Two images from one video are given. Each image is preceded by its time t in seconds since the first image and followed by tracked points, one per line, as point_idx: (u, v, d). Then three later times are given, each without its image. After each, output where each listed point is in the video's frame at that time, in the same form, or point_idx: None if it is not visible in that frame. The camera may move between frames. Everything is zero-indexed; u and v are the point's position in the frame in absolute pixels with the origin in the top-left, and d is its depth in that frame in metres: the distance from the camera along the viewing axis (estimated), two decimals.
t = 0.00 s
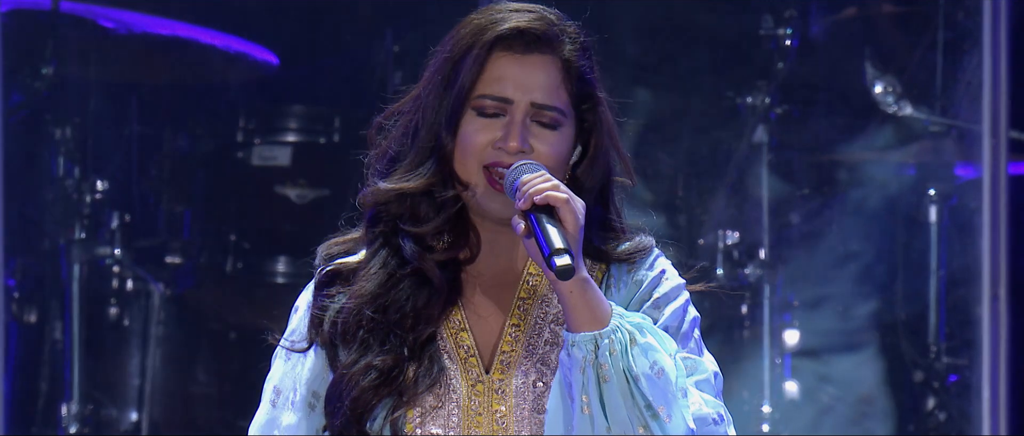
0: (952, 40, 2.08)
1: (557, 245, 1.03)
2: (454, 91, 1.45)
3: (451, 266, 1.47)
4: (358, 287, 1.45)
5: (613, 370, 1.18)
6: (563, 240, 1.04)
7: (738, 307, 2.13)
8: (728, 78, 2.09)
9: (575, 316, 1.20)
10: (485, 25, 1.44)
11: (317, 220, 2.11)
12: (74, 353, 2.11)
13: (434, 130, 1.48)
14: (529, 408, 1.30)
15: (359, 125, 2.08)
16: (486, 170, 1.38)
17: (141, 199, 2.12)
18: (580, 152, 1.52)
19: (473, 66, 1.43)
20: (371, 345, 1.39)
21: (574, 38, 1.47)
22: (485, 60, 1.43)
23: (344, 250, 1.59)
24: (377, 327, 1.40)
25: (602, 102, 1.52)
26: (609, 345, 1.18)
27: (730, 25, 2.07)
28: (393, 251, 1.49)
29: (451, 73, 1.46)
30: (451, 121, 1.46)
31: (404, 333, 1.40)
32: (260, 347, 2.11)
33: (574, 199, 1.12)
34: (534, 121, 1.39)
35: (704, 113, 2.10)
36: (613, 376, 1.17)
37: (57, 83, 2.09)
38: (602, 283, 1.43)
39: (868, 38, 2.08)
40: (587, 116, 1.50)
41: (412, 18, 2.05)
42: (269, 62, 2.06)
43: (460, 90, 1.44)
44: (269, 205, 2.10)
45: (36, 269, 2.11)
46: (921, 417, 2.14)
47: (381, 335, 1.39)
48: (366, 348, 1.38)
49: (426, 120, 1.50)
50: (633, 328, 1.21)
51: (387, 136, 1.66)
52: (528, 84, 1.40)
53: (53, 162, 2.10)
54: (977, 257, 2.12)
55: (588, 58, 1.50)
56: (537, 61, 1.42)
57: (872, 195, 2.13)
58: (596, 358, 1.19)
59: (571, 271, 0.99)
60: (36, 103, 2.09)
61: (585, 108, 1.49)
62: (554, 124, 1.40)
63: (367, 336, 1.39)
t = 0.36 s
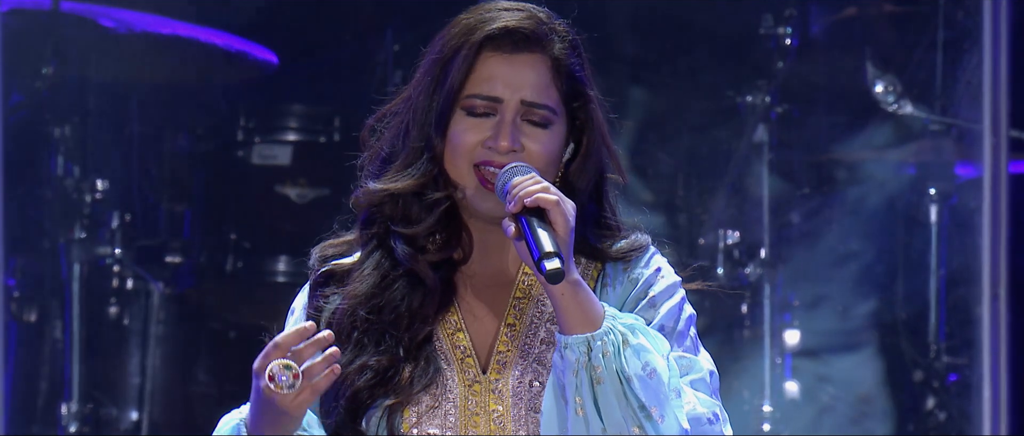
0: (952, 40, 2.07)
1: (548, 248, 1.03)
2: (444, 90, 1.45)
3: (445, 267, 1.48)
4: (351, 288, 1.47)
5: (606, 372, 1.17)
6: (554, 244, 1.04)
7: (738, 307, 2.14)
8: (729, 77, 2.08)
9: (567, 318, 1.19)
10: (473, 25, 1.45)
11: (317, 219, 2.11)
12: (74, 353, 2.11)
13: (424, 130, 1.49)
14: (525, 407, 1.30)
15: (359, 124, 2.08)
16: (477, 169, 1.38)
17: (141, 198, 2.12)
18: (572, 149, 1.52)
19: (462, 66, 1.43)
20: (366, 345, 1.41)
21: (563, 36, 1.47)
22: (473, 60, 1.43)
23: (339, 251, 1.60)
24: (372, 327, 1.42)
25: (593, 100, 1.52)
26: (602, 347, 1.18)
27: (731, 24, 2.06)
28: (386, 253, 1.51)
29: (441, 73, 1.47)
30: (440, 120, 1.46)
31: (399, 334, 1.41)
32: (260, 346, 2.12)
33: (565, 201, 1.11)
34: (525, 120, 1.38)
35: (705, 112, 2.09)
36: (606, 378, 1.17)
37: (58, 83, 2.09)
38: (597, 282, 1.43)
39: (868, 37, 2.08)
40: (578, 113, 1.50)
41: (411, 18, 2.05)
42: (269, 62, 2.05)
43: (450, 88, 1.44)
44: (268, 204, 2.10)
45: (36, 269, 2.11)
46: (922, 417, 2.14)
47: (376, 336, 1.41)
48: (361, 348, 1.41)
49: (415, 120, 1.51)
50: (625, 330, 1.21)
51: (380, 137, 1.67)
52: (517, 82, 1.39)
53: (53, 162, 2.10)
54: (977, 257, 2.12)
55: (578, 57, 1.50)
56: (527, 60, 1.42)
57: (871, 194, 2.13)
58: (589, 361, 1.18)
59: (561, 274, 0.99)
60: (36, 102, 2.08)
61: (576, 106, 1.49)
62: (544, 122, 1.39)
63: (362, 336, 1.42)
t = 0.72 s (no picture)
0: (952, 40, 2.09)
1: (550, 256, 1.02)
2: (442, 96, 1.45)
3: (443, 273, 1.47)
4: (349, 297, 1.46)
5: (606, 376, 1.17)
6: (556, 251, 1.04)
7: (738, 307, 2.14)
8: (729, 77, 2.08)
9: (567, 322, 1.18)
10: (467, 30, 1.44)
11: (316, 220, 2.11)
12: (73, 353, 2.12)
13: (426, 138, 1.49)
14: (524, 407, 1.30)
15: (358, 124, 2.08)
16: (482, 176, 1.38)
17: (141, 199, 2.11)
18: (568, 145, 1.52)
19: (459, 71, 1.42)
20: (362, 354, 1.41)
21: (554, 34, 1.47)
22: (470, 65, 1.42)
23: (334, 255, 1.61)
24: (369, 336, 1.42)
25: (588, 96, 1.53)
26: (602, 352, 1.18)
27: (730, 25, 2.07)
28: (382, 262, 1.51)
29: (437, 80, 1.46)
30: (440, 126, 1.45)
31: (396, 338, 1.41)
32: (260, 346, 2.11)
33: (566, 207, 1.11)
34: (525, 121, 1.39)
35: (704, 112, 2.10)
36: (606, 383, 1.17)
37: (57, 84, 2.09)
38: (596, 281, 1.43)
39: (866, 38, 2.09)
40: (574, 110, 1.51)
41: (412, 19, 2.06)
42: (269, 62, 2.04)
43: (448, 96, 1.43)
44: (269, 205, 2.10)
45: (35, 269, 2.12)
46: (921, 417, 2.15)
47: (371, 344, 1.41)
48: (357, 356, 1.41)
49: (414, 127, 1.51)
50: (625, 335, 1.20)
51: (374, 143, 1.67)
52: (515, 85, 1.40)
53: (53, 163, 2.11)
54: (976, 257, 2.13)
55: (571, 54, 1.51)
56: (523, 62, 1.42)
57: (871, 195, 2.14)
58: (589, 365, 1.18)
59: (564, 281, 1.00)
60: (36, 103, 2.10)
61: (572, 102, 1.50)
62: (545, 122, 1.40)
63: (359, 345, 1.41)
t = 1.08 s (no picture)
0: (952, 40, 2.09)
1: (552, 259, 1.02)
2: (443, 96, 1.45)
3: (447, 270, 1.48)
4: (351, 294, 1.45)
5: (609, 376, 1.18)
6: (557, 255, 1.04)
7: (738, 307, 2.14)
8: (729, 78, 2.08)
9: (569, 323, 1.19)
10: (469, 29, 1.45)
11: (316, 220, 2.11)
12: (73, 353, 2.12)
13: (425, 139, 1.49)
14: (530, 403, 1.31)
15: (358, 124, 2.08)
16: (483, 178, 1.38)
17: (140, 199, 2.11)
18: (571, 146, 1.53)
19: (459, 70, 1.43)
20: (366, 349, 1.40)
21: (556, 33, 1.48)
22: (470, 64, 1.43)
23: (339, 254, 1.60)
24: (373, 332, 1.41)
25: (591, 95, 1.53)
26: (605, 352, 1.18)
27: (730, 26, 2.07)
28: (386, 259, 1.50)
29: (439, 79, 1.47)
30: (442, 127, 1.45)
31: (400, 335, 1.40)
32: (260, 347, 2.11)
33: (567, 209, 1.10)
34: (525, 120, 1.39)
35: (704, 113, 2.09)
36: (610, 383, 1.17)
37: (57, 83, 2.08)
38: (601, 279, 1.43)
39: (867, 38, 2.08)
40: (577, 109, 1.51)
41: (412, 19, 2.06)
42: (269, 62, 2.07)
43: (449, 95, 1.43)
44: (269, 206, 2.10)
45: (35, 269, 2.12)
46: (922, 417, 2.15)
47: (376, 339, 1.40)
48: (361, 351, 1.40)
49: (415, 127, 1.51)
50: (628, 334, 1.21)
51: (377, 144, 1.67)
52: (516, 84, 1.40)
53: (53, 163, 2.10)
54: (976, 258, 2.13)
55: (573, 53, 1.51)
56: (524, 60, 1.42)
57: (873, 195, 2.13)
58: (592, 366, 1.18)
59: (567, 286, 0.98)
60: (37, 103, 2.09)
61: (574, 102, 1.50)
62: (547, 120, 1.40)
63: (363, 342, 1.41)
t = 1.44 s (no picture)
0: (952, 41, 2.09)
1: (560, 254, 1.03)
2: (441, 91, 1.46)
3: (450, 270, 1.49)
4: (356, 297, 1.46)
5: (619, 371, 1.17)
6: (565, 250, 1.04)
7: (738, 307, 2.13)
8: (730, 79, 2.08)
9: (577, 318, 1.20)
10: (466, 22, 1.46)
11: (316, 221, 2.10)
12: (74, 354, 2.11)
13: (426, 134, 1.51)
14: (536, 408, 1.31)
15: (359, 125, 2.08)
16: (482, 168, 1.37)
17: (142, 200, 2.12)
18: (574, 144, 1.53)
19: (456, 62, 1.45)
20: (370, 354, 1.40)
21: (555, 26, 1.48)
22: (468, 56, 1.44)
23: (344, 257, 1.61)
24: (378, 336, 1.42)
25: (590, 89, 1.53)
26: (613, 346, 1.18)
27: (731, 26, 2.07)
28: (389, 260, 1.51)
29: (437, 73, 1.48)
30: (441, 120, 1.47)
31: (404, 339, 1.41)
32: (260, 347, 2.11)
33: (574, 205, 1.11)
34: (524, 110, 1.39)
35: (705, 113, 2.09)
36: (619, 377, 1.17)
37: (58, 84, 2.09)
38: (606, 279, 1.43)
39: (867, 38, 2.08)
40: (577, 103, 1.51)
41: (412, 20, 2.06)
42: (269, 64, 2.06)
43: (446, 89, 1.45)
44: (269, 206, 2.11)
45: (36, 270, 2.11)
46: (922, 418, 2.15)
47: (380, 344, 1.41)
48: (366, 356, 1.40)
49: (415, 123, 1.52)
50: (636, 329, 1.21)
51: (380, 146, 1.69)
52: (512, 73, 1.40)
53: (53, 164, 2.10)
54: (977, 259, 2.13)
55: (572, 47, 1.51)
56: (521, 51, 1.43)
57: (873, 195, 2.13)
58: (600, 360, 1.19)
59: (574, 280, 1.01)
60: (36, 103, 2.09)
61: (574, 96, 1.50)
62: (544, 111, 1.40)
63: (368, 346, 1.41)
